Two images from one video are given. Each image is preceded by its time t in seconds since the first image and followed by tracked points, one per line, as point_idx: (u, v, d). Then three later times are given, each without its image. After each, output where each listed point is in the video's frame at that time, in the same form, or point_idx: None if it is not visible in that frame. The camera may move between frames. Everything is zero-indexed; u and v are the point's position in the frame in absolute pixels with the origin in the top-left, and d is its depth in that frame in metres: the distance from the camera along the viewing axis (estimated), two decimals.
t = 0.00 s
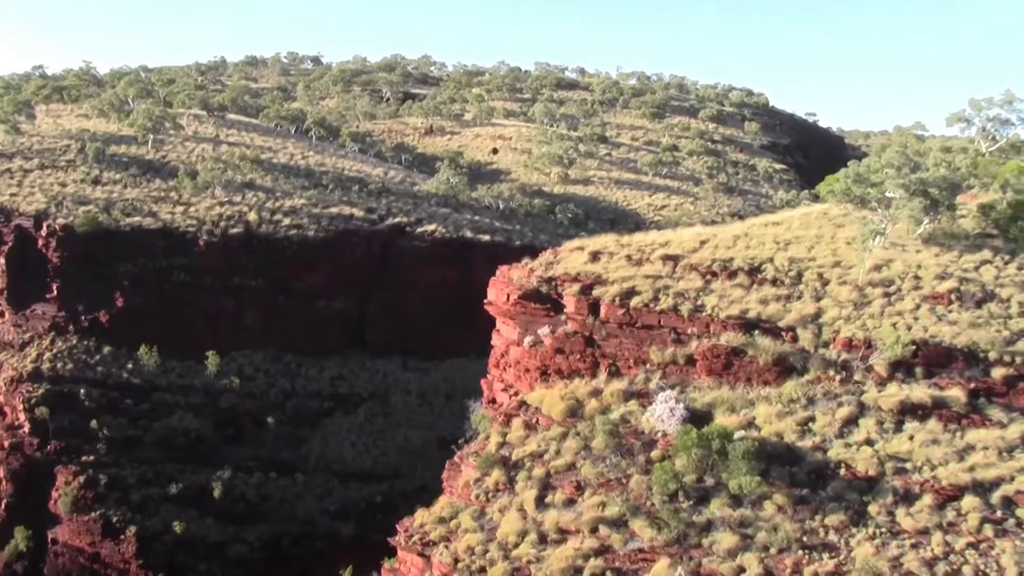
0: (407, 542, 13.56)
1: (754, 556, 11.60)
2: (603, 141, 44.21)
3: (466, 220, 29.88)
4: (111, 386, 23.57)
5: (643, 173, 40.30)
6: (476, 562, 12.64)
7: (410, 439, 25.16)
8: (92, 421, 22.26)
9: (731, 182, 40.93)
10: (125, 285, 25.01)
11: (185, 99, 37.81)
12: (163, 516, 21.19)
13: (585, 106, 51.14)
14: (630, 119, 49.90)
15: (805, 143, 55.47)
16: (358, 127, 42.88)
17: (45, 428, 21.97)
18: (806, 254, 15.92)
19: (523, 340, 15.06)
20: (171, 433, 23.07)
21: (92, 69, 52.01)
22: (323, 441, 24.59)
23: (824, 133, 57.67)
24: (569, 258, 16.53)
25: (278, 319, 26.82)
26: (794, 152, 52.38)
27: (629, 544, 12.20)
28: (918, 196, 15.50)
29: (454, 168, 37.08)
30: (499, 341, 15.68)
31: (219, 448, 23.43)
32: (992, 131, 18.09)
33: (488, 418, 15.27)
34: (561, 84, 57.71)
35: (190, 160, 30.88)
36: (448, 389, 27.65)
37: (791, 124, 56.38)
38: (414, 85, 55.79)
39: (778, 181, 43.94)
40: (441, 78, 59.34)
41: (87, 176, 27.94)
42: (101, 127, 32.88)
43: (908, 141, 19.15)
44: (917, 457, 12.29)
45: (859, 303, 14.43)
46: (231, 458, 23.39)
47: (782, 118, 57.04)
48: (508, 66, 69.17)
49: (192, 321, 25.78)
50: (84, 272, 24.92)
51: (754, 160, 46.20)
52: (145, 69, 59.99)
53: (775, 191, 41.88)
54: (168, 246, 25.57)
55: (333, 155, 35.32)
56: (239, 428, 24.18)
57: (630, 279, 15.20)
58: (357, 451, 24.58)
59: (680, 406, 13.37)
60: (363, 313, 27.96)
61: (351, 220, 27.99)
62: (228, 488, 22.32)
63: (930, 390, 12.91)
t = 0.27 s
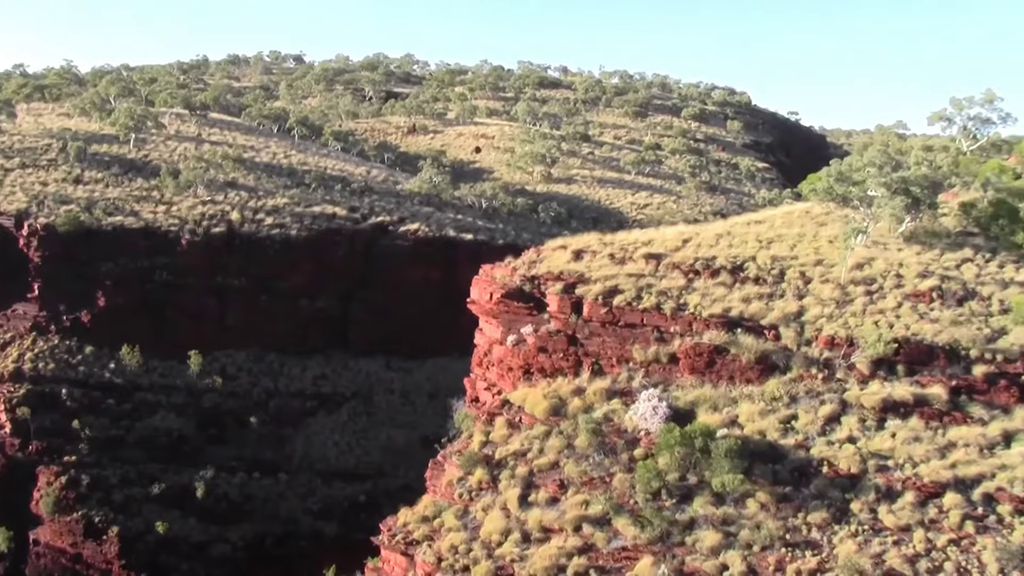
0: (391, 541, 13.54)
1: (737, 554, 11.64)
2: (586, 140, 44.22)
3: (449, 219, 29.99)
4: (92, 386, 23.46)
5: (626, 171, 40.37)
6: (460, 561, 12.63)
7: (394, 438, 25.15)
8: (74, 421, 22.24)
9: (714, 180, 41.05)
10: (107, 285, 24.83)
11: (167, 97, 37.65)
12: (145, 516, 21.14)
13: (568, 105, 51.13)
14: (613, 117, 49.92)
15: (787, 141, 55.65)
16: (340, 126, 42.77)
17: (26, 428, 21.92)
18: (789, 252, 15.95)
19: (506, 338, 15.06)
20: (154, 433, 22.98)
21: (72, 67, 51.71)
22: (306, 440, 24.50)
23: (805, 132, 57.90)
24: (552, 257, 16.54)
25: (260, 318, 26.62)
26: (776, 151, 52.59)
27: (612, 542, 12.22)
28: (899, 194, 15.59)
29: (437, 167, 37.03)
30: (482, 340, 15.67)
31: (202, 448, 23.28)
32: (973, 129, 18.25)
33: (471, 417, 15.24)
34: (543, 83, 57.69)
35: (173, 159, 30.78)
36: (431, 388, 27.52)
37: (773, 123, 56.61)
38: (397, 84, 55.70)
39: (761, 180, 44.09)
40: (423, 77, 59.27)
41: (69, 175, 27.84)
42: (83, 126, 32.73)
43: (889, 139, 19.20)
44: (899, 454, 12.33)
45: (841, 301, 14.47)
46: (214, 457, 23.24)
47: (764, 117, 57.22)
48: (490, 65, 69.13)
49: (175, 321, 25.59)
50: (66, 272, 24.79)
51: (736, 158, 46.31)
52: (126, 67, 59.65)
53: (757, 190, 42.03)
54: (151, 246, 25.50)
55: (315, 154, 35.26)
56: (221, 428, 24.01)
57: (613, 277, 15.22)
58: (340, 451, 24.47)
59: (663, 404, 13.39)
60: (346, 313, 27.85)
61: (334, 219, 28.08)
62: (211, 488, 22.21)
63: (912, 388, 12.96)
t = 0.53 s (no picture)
0: (375, 541, 13.53)
1: (721, 552, 11.66)
2: (570, 139, 44.18)
3: (433, 218, 30.04)
4: (76, 386, 23.39)
5: (609, 171, 40.35)
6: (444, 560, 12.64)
7: (377, 437, 25.02)
8: (57, 421, 22.19)
9: (697, 179, 41.11)
10: (90, 285, 24.72)
11: (150, 96, 37.52)
12: (129, 516, 21.11)
13: (552, 104, 51.09)
14: (597, 117, 49.90)
15: (771, 140, 55.72)
16: (324, 125, 42.66)
17: (9, 428, 21.88)
18: (772, 251, 15.99)
19: (491, 338, 15.04)
20: (137, 433, 22.88)
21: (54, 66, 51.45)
22: (290, 439, 24.46)
23: (789, 130, 58.04)
24: (536, 256, 16.53)
25: (244, 318, 26.51)
26: (760, 150, 52.65)
27: (596, 541, 12.21)
28: (882, 193, 15.59)
29: (420, 166, 36.97)
30: (466, 339, 15.66)
31: (186, 447, 23.13)
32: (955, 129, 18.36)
33: (456, 416, 15.22)
34: (527, 82, 57.67)
35: (156, 159, 30.71)
36: (416, 387, 27.40)
37: (757, 123, 56.71)
38: (380, 83, 55.60)
39: (744, 179, 44.17)
40: (407, 76, 59.22)
41: (52, 174, 27.76)
42: (66, 125, 32.61)
43: (872, 139, 19.30)
44: (883, 452, 12.40)
45: (825, 300, 14.50)
46: (197, 456, 23.08)
47: (748, 116, 57.30)
48: (474, 65, 69.02)
49: (158, 320, 25.47)
50: (49, 272, 24.70)
51: (720, 157, 46.36)
52: (108, 66, 59.37)
53: (741, 189, 42.12)
54: (134, 245, 25.43)
55: (299, 153, 35.20)
56: (205, 428, 23.85)
57: (597, 276, 15.24)
58: (324, 450, 24.41)
59: (647, 403, 13.40)
60: (330, 312, 27.78)
61: (318, 218, 28.13)
62: (196, 488, 22.14)
63: (895, 386, 12.99)
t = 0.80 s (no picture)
0: (360, 540, 13.52)
1: (705, 551, 11.68)
2: (553, 138, 44.14)
3: (416, 217, 30.16)
4: (59, 386, 23.28)
5: (593, 169, 40.32)
6: (428, 559, 12.64)
7: (361, 437, 25.06)
8: (40, 421, 22.05)
9: (680, 179, 41.18)
10: (73, 284, 24.62)
11: (133, 95, 37.39)
12: (113, 516, 20.79)
13: (535, 103, 51.05)
14: (580, 116, 49.90)
15: (754, 139, 55.77)
16: (307, 124, 42.55)
17: None
18: (756, 250, 16.01)
19: (474, 337, 15.01)
20: (121, 433, 22.77)
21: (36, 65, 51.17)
22: (274, 438, 24.44)
23: (772, 130, 58.18)
24: (520, 255, 16.53)
25: (228, 317, 26.47)
26: (743, 149, 52.79)
27: (581, 540, 12.22)
28: (865, 192, 15.69)
29: (404, 165, 36.93)
30: (450, 338, 15.64)
31: (171, 448, 23.08)
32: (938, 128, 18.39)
33: (439, 415, 15.20)
34: (511, 81, 57.63)
35: (139, 158, 30.64)
36: (400, 386, 27.43)
37: (740, 122, 56.80)
38: (364, 83, 55.52)
39: (727, 178, 44.27)
40: (390, 75, 59.11)
41: (34, 173, 27.67)
42: (48, 124, 32.47)
43: (855, 139, 19.45)
44: (866, 451, 12.45)
45: (808, 298, 14.52)
46: (181, 456, 23.00)
47: (731, 115, 57.36)
48: (458, 64, 68.93)
49: (142, 320, 25.39)
50: (31, 272, 24.55)
51: (703, 157, 46.40)
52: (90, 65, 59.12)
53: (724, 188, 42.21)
54: (117, 244, 25.46)
55: (282, 152, 35.13)
56: (189, 427, 23.81)
57: (581, 275, 15.26)
58: (309, 449, 24.36)
59: (631, 402, 13.42)
60: (313, 311, 27.84)
61: (301, 217, 28.25)
62: (179, 488, 21.94)
63: (878, 384, 13.03)
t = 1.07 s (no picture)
0: (344, 540, 13.52)
1: (689, 549, 11.72)
2: (537, 137, 44.10)
3: (400, 217, 30.06)
4: (41, 386, 23.05)
5: (577, 169, 40.29)
6: (413, 558, 12.63)
7: (345, 436, 24.81)
8: (23, 421, 21.69)
9: (664, 178, 41.22)
10: (56, 284, 24.54)
11: (115, 94, 37.23)
12: (97, 517, 20.43)
13: (519, 102, 50.99)
14: (564, 115, 49.90)
15: (737, 139, 55.81)
16: (291, 123, 42.43)
17: None
18: (739, 249, 16.04)
19: (459, 336, 15.04)
20: (104, 434, 22.43)
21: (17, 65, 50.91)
22: (258, 438, 24.25)
23: (755, 128, 58.25)
24: (504, 253, 16.47)
25: (211, 317, 26.37)
26: (727, 148, 52.91)
27: (565, 538, 12.22)
28: (848, 191, 15.74)
29: (387, 164, 36.87)
30: (434, 337, 15.72)
31: (155, 447, 22.81)
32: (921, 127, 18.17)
33: (423, 414, 15.18)
34: (495, 80, 57.56)
35: (122, 157, 30.54)
36: (383, 386, 27.42)
37: (723, 121, 56.85)
38: (348, 82, 55.45)
39: (711, 177, 44.32)
40: (374, 75, 59.01)
41: (16, 173, 27.53)
42: (30, 123, 32.33)
43: (838, 139, 19.47)
44: (849, 449, 12.49)
45: (792, 297, 14.55)
46: (165, 456, 22.77)
47: (714, 114, 57.36)
48: (442, 63, 68.85)
49: (125, 320, 25.34)
50: (14, 272, 24.49)
51: (686, 155, 46.43)
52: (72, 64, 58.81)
53: (708, 187, 42.29)
54: (100, 244, 25.25)
55: (265, 151, 35.04)
56: (172, 427, 23.56)
57: (564, 274, 15.25)
58: (293, 449, 24.13)
59: (615, 401, 13.43)
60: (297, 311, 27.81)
61: (285, 216, 28.11)
62: (162, 488, 21.70)
63: (861, 383, 13.07)
